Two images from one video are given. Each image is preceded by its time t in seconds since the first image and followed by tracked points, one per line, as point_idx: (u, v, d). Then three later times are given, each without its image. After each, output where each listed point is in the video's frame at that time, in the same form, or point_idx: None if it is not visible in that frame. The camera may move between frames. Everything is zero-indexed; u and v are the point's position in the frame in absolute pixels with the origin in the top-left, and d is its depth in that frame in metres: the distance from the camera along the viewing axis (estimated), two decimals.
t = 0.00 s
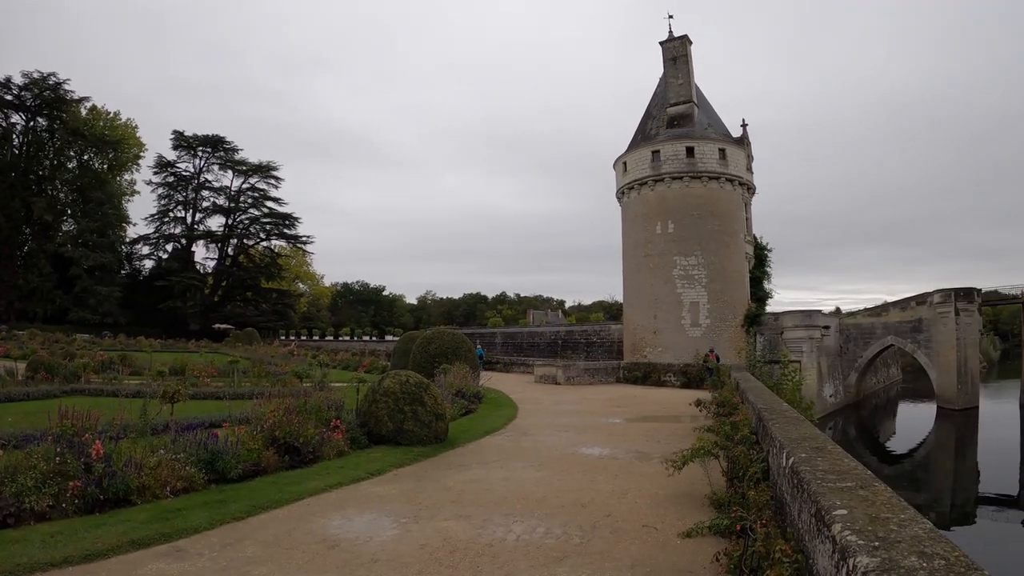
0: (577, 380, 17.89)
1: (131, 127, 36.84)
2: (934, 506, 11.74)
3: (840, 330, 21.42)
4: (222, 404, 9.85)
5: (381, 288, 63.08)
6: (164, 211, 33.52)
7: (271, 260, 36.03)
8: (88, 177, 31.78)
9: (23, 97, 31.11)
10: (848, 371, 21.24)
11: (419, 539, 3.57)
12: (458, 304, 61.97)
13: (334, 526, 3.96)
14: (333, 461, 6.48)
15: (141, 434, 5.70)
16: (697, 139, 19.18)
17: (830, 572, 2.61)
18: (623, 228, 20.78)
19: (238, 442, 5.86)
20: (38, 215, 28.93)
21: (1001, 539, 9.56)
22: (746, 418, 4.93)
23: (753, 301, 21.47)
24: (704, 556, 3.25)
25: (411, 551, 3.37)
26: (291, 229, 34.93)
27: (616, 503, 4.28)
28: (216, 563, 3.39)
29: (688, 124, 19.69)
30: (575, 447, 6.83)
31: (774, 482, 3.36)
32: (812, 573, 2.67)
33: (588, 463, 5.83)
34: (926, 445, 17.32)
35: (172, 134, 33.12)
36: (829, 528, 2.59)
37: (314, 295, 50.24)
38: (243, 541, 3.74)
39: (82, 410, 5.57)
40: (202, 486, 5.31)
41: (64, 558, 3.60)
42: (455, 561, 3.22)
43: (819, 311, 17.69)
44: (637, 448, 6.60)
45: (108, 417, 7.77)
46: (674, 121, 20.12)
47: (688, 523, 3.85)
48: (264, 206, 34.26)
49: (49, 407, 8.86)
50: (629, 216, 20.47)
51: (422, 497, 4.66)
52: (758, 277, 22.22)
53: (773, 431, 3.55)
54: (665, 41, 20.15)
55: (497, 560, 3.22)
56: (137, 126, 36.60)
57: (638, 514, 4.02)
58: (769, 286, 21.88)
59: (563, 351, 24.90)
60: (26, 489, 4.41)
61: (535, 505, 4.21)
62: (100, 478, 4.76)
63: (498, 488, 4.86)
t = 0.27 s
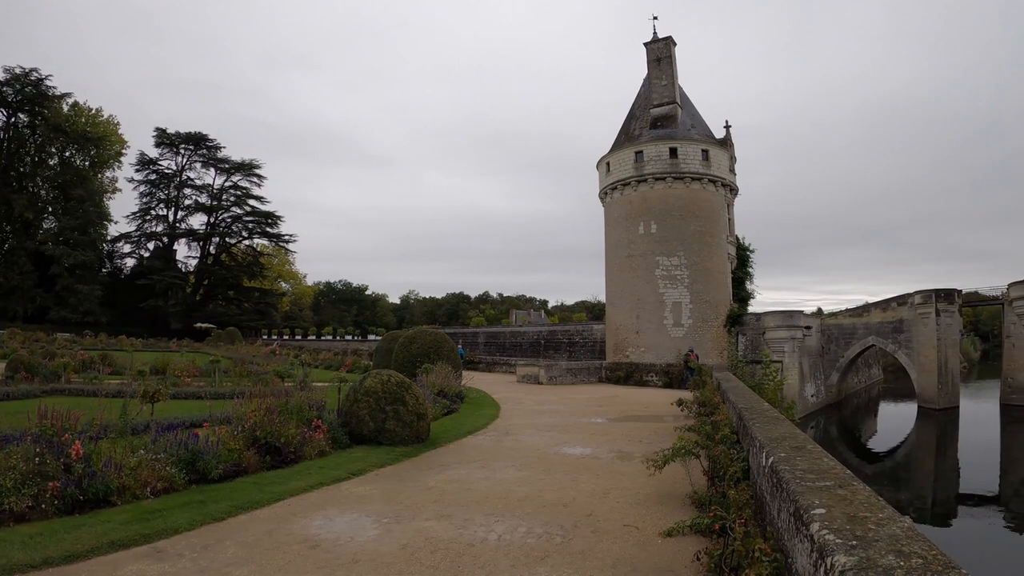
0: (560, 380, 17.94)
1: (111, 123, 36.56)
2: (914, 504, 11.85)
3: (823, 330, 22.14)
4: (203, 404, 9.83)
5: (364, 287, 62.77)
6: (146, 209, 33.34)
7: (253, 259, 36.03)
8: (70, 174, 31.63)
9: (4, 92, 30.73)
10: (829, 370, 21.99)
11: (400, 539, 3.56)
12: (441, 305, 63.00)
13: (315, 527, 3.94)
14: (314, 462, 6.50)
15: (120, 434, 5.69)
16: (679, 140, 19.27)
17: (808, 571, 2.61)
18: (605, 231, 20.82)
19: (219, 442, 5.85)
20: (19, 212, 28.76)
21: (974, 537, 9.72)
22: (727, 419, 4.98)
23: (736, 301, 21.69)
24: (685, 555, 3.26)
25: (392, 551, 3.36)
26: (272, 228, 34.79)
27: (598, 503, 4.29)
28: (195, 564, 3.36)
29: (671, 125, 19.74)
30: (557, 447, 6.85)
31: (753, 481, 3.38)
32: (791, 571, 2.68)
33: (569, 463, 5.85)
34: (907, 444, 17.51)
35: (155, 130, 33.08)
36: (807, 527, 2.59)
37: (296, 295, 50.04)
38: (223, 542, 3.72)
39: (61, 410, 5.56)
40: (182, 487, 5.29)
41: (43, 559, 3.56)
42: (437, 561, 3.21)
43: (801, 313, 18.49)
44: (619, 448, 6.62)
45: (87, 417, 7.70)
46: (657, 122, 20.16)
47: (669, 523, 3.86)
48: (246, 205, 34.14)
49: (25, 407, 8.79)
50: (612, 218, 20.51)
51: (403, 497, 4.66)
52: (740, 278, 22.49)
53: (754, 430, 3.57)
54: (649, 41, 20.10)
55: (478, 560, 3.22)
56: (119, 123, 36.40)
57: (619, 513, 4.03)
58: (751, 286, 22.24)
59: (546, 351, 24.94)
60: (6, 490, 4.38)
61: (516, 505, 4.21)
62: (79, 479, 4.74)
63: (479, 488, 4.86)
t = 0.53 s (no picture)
0: (542, 378, 18.40)
1: (94, 120, 36.09)
2: (896, 503, 11.95)
3: (804, 330, 22.42)
4: (184, 404, 9.82)
5: (347, 286, 62.48)
6: (128, 206, 33.10)
7: (236, 257, 35.98)
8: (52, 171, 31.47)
9: None
10: (810, 370, 22.23)
11: (381, 540, 3.55)
12: (424, 304, 63.66)
13: (296, 527, 3.94)
14: (296, 462, 6.51)
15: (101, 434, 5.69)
16: (663, 140, 19.30)
17: (787, 570, 2.63)
18: (588, 232, 20.84)
19: (200, 443, 5.85)
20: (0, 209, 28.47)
21: (950, 535, 9.87)
22: (709, 419, 5.01)
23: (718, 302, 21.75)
24: (666, 555, 3.28)
25: (374, 552, 3.35)
26: (256, 226, 34.73)
27: (580, 502, 4.30)
28: (175, 565, 3.35)
29: (655, 126, 19.76)
30: (540, 447, 6.88)
31: (734, 481, 3.40)
32: (771, 571, 2.69)
33: (551, 463, 5.87)
34: (889, 443, 17.68)
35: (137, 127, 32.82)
36: (787, 527, 2.60)
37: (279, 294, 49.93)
38: (204, 543, 3.71)
39: (41, 411, 5.55)
40: (163, 487, 5.27)
41: (24, 561, 3.53)
42: (418, 561, 3.21)
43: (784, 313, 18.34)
44: (601, 448, 6.65)
45: (67, 417, 7.64)
46: (641, 123, 20.19)
47: (650, 522, 3.88)
48: (229, 203, 34.00)
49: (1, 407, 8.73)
50: (595, 219, 20.54)
51: (384, 497, 4.66)
52: (722, 279, 22.56)
53: (734, 431, 3.59)
54: (634, 42, 20.13)
55: (460, 560, 3.21)
56: (102, 120, 36.02)
57: (600, 513, 4.05)
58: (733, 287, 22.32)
59: (528, 351, 24.95)
60: None
61: (498, 505, 4.22)
62: (59, 480, 4.71)
63: (461, 488, 4.88)
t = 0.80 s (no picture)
0: (525, 378, 18.46)
1: (76, 117, 35.58)
2: (877, 502, 12.06)
3: (787, 331, 23.10)
4: (164, 404, 9.82)
5: (329, 285, 62.06)
6: (109, 204, 32.81)
7: (218, 256, 35.76)
8: (33, 168, 31.23)
9: None
10: (793, 370, 22.74)
11: (362, 540, 3.55)
12: (407, 304, 63.27)
13: (277, 528, 3.94)
14: (277, 462, 6.53)
15: (81, 434, 5.68)
16: (646, 141, 19.35)
17: (766, 569, 2.63)
18: (571, 232, 20.84)
19: (180, 443, 5.84)
20: None
21: (926, 533, 10.00)
22: (690, 419, 5.07)
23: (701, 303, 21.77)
24: (647, 555, 3.30)
25: (355, 552, 3.36)
26: (238, 225, 34.63)
27: (561, 502, 4.32)
28: (154, 567, 3.34)
29: (638, 127, 19.82)
30: (522, 447, 6.91)
31: (714, 481, 3.42)
32: (751, 570, 2.69)
33: (532, 463, 5.90)
34: (870, 442, 17.86)
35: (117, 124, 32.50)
36: (766, 527, 2.61)
37: (262, 293, 49.76)
38: (184, 544, 3.71)
39: (20, 411, 5.53)
40: (143, 488, 5.26)
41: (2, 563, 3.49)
42: (399, 562, 3.21)
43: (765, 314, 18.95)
44: (583, 448, 6.69)
45: (46, 417, 7.58)
46: (624, 124, 20.25)
47: (631, 522, 3.91)
48: (211, 202, 33.81)
49: None
50: (578, 219, 20.55)
51: (366, 497, 4.68)
52: (705, 279, 22.63)
53: (715, 431, 3.62)
54: (618, 43, 20.22)
55: (441, 560, 3.22)
56: (84, 117, 35.57)
57: (582, 513, 4.07)
58: (716, 286, 22.23)
59: (511, 351, 24.95)
60: None
61: (480, 505, 4.23)
62: (39, 480, 4.69)
63: (443, 488, 4.90)
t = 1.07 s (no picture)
0: (508, 378, 18.51)
1: (58, 113, 35.24)
2: (859, 500, 12.17)
3: (770, 332, 23.62)
4: (144, 404, 9.81)
5: (312, 285, 61.81)
6: (91, 202, 32.61)
7: (200, 255, 35.63)
8: (14, 165, 30.90)
9: None
10: (775, 370, 23.29)
11: (343, 540, 3.57)
12: (390, 304, 64.86)
13: (258, 529, 3.96)
14: (259, 462, 6.53)
15: (61, 435, 5.66)
16: (630, 142, 19.38)
17: (745, 568, 2.65)
18: (555, 232, 20.83)
19: (161, 444, 5.83)
20: None
21: (908, 532, 10.05)
22: (671, 420, 5.12)
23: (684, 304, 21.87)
24: (628, 555, 3.33)
25: (337, 553, 3.37)
26: (220, 223, 34.53)
27: (543, 502, 4.36)
28: (135, 568, 3.34)
29: (622, 127, 19.86)
30: (505, 447, 6.96)
31: (695, 480, 3.45)
32: (731, 569, 2.70)
33: (514, 463, 5.96)
34: (851, 441, 18.03)
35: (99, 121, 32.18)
36: (745, 526, 2.62)
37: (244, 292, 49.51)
38: (166, 546, 3.71)
39: None
40: (124, 489, 5.24)
41: None
42: (381, 562, 3.23)
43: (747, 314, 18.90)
44: (565, 448, 6.75)
45: (24, 418, 7.50)
46: (608, 124, 20.31)
47: (612, 522, 3.94)
48: (194, 200, 33.67)
49: None
50: (561, 219, 20.55)
51: (348, 498, 4.71)
52: (688, 279, 22.81)
53: (696, 431, 3.65)
54: (603, 44, 20.18)
55: (423, 561, 3.24)
56: (66, 113, 35.22)
57: (563, 513, 4.10)
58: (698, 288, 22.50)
59: (494, 351, 24.98)
60: None
61: (463, 505, 4.26)
62: (19, 482, 4.65)
63: (425, 488, 4.93)
